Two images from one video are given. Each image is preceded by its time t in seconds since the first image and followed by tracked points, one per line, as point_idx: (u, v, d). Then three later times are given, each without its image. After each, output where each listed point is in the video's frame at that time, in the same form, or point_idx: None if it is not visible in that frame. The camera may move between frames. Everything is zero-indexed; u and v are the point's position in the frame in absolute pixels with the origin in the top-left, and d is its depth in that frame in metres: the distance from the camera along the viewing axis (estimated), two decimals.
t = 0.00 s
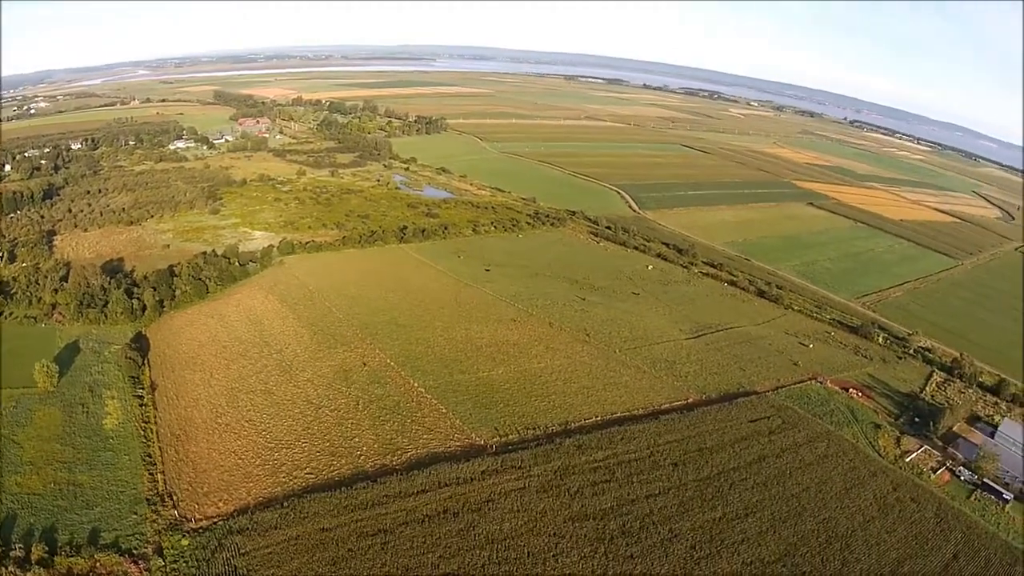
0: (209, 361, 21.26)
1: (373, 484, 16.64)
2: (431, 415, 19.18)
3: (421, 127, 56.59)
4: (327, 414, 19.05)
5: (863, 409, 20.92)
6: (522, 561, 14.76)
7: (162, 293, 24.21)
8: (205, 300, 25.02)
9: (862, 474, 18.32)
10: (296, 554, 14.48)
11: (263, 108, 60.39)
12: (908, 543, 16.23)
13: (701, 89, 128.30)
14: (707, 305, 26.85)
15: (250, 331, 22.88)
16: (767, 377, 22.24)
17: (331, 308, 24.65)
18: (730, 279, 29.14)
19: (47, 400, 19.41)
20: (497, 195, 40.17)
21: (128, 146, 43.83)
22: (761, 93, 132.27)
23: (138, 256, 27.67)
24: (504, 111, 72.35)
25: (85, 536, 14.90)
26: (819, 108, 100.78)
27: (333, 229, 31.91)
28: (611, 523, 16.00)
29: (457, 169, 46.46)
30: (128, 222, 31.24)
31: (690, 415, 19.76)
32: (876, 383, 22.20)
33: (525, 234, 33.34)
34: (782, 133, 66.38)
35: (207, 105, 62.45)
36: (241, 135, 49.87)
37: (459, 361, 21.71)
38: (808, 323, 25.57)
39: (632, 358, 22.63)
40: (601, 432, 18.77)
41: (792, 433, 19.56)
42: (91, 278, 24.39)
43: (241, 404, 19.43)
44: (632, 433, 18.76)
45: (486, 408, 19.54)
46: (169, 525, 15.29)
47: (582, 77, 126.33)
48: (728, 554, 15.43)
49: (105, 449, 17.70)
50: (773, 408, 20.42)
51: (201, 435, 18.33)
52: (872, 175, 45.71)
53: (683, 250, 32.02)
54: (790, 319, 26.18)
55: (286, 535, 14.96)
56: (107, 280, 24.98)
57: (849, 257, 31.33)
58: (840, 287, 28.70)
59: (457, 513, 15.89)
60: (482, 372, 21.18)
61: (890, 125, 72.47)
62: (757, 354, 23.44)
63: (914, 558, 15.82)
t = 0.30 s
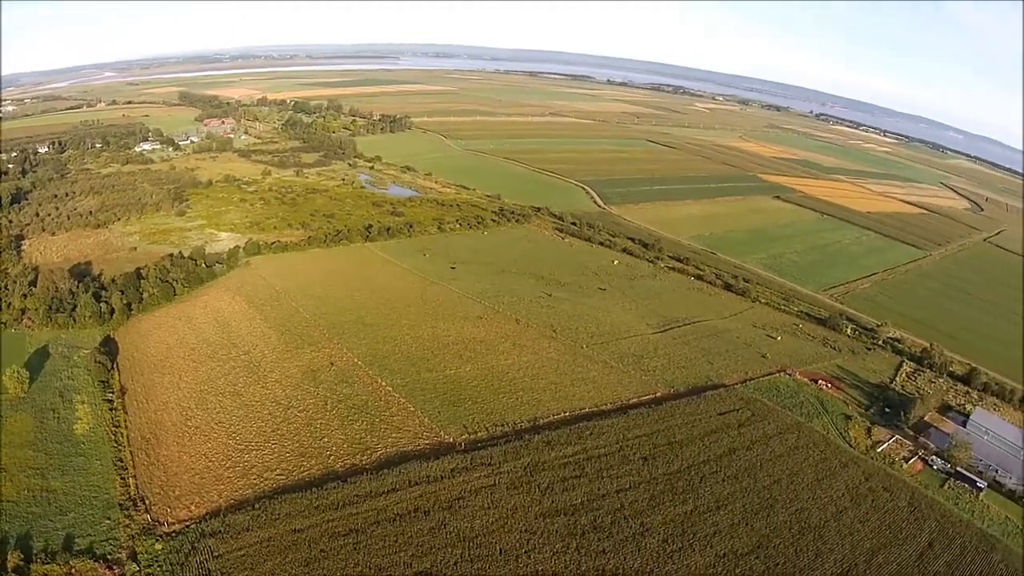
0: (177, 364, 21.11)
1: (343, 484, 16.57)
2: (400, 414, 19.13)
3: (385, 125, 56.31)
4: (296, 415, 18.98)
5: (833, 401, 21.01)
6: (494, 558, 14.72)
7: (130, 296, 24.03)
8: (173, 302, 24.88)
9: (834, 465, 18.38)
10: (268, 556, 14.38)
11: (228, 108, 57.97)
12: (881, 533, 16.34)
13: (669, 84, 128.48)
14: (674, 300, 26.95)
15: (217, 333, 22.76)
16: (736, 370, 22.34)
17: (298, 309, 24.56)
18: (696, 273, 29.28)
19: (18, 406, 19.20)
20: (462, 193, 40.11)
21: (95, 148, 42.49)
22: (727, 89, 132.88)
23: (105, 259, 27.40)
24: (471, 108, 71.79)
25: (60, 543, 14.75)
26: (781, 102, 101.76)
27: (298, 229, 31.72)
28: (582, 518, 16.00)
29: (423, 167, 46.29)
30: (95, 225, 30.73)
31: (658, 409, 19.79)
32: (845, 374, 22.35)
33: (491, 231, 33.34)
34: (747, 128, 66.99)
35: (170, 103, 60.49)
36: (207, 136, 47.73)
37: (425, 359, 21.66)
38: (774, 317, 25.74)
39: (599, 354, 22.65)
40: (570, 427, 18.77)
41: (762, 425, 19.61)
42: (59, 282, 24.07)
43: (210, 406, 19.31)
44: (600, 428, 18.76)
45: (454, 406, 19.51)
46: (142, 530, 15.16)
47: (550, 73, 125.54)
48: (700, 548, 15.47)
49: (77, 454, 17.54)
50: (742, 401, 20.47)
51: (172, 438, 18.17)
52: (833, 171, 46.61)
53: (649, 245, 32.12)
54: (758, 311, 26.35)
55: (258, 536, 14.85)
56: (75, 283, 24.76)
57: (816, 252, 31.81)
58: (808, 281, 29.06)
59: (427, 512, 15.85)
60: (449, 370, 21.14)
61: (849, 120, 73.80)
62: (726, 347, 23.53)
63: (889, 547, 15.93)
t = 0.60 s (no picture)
0: (148, 367, 20.95)
1: (316, 484, 16.50)
2: (370, 413, 19.09)
3: (352, 124, 55.84)
4: (267, 416, 18.93)
5: (804, 393, 21.08)
6: (469, 556, 14.68)
7: (101, 299, 23.79)
8: (143, 305, 24.73)
9: (806, 457, 18.44)
10: (244, 558, 14.26)
11: (196, 109, 56.06)
12: (856, 524, 16.48)
13: (639, 81, 128.80)
14: (643, 295, 27.06)
15: (188, 335, 22.63)
16: (707, 364, 22.44)
17: (268, 309, 24.48)
18: (664, 268, 29.45)
19: None
20: (430, 191, 40.11)
21: (64, 151, 39.02)
22: (697, 85, 133.63)
23: (75, 263, 27.07)
24: (439, 106, 71.34)
25: (36, 549, 14.40)
26: (746, 99, 103.01)
27: (266, 229, 31.61)
28: (556, 514, 16.01)
29: (389, 166, 46.15)
30: (64, 228, 30.28)
31: (629, 404, 19.83)
32: (817, 367, 22.49)
33: (458, 229, 33.40)
34: (713, 125, 67.62)
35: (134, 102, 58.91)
36: (173, 136, 47.04)
37: (395, 357, 21.63)
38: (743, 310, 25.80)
39: (568, 350, 22.67)
40: (541, 424, 18.77)
41: (733, 419, 19.67)
42: (29, 286, 23.72)
43: (182, 409, 19.17)
44: (571, 424, 18.77)
45: (424, 404, 19.49)
46: (117, 534, 14.96)
47: (517, 71, 124.79)
48: (674, 542, 15.52)
49: (51, 459, 17.19)
50: (713, 395, 20.55)
51: (144, 441, 17.99)
52: (797, 168, 47.48)
53: (617, 241, 32.27)
54: (726, 306, 26.33)
55: (233, 539, 14.73)
56: (45, 287, 24.41)
57: (782, 247, 32.36)
58: (776, 275, 29.43)
59: (400, 511, 15.81)
60: (418, 368, 21.10)
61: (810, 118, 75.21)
62: (696, 341, 23.62)
63: (864, 538, 16.09)
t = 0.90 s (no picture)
0: (123, 372, 20.82)
1: (291, 485, 16.46)
2: (344, 413, 19.06)
3: (322, 123, 55.37)
4: (241, 417, 18.87)
5: (778, 386, 21.40)
6: (445, 554, 14.63)
7: (73, 304, 23.58)
8: (117, 309, 24.65)
9: (781, 450, 18.53)
10: (222, 561, 14.17)
11: (167, 111, 53.32)
12: (833, 515, 16.67)
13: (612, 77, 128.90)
14: (616, 292, 27.27)
15: (161, 339, 22.53)
16: (679, 358, 22.76)
17: (240, 310, 24.41)
18: (635, 263, 30.08)
19: None
20: (399, 189, 40.08)
21: (36, 155, 38.97)
22: (668, 79, 134.64)
23: (47, 268, 26.80)
24: (409, 104, 70.86)
25: (15, 557, 14.27)
26: (716, 93, 103.95)
27: (237, 230, 31.46)
28: (531, 511, 16.00)
29: (360, 165, 45.95)
30: (36, 233, 29.91)
31: (602, 400, 19.83)
32: (790, 360, 23.00)
33: (428, 228, 33.52)
34: (683, 121, 68.07)
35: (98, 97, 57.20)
36: (144, 138, 45.72)
37: (368, 356, 21.60)
38: (712, 304, 26.73)
39: (540, 346, 22.74)
40: (514, 421, 18.76)
41: (707, 412, 19.73)
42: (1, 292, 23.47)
43: (157, 412, 19.05)
44: (544, 421, 18.76)
45: (398, 403, 19.47)
46: (96, 539, 14.85)
47: (486, 68, 123.90)
48: (652, 536, 15.55)
49: (29, 466, 17.04)
50: (686, 389, 20.66)
51: (120, 446, 17.86)
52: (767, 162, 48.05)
53: (588, 237, 32.51)
54: (696, 300, 27.10)
55: (211, 541, 14.64)
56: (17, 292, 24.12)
57: (753, 242, 32.81)
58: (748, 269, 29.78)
59: (376, 510, 15.78)
60: (391, 368, 21.09)
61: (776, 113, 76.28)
62: (669, 336, 24.04)
63: (841, 530, 16.28)
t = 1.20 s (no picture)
0: (96, 377, 20.56)
1: (265, 487, 16.31)
2: (315, 413, 18.94)
3: (289, 123, 54.39)
4: (214, 420, 18.73)
5: (749, 378, 21.35)
6: (420, 552, 14.52)
7: (46, 309, 23.21)
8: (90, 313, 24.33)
9: (755, 442, 18.55)
10: (199, 564, 13.96)
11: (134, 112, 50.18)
12: (809, 506, 16.68)
13: (581, 73, 129.00)
14: (587, 287, 27.31)
15: (134, 343, 22.27)
16: (651, 352, 22.64)
17: (211, 312, 24.24)
18: (604, 258, 29.94)
19: None
20: (367, 188, 40.02)
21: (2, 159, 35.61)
22: (639, 75, 135.65)
23: (16, 274, 26.12)
24: (375, 102, 70.39)
25: None
26: (686, 89, 104.86)
27: (206, 233, 31.26)
28: (506, 508, 15.95)
29: (329, 165, 45.47)
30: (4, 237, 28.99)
31: (573, 395, 19.81)
32: (761, 352, 22.77)
33: (396, 226, 33.59)
34: (652, 116, 68.52)
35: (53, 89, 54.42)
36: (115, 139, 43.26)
37: (338, 356, 21.52)
38: (684, 297, 26.51)
39: (510, 343, 22.71)
40: (486, 418, 18.72)
41: (679, 406, 19.74)
42: None
43: (131, 416, 18.84)
44: (516, 417, 18.73)
45: (369, 402, 19.37)
46: (73, 546, 14.62)
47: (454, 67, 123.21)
48: (627, 530, 15.52)
49: (3, 473, 16.74)
50: (658, 383, 20.68)
51: (96, 451, 17.61)
52: (737, 156, 48.67)
53: (557, 233, 32.64)
54: (665, 294, 26.93)
55: (187, 545, 14.44)
56: None
57: (722, 236, 33.47)
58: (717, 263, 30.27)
59: (350, 510, 15.68)
60: (361, 367, 21.02)
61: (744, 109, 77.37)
62: (639, 330, 23.93)
63: (817, 520, 16.30)
